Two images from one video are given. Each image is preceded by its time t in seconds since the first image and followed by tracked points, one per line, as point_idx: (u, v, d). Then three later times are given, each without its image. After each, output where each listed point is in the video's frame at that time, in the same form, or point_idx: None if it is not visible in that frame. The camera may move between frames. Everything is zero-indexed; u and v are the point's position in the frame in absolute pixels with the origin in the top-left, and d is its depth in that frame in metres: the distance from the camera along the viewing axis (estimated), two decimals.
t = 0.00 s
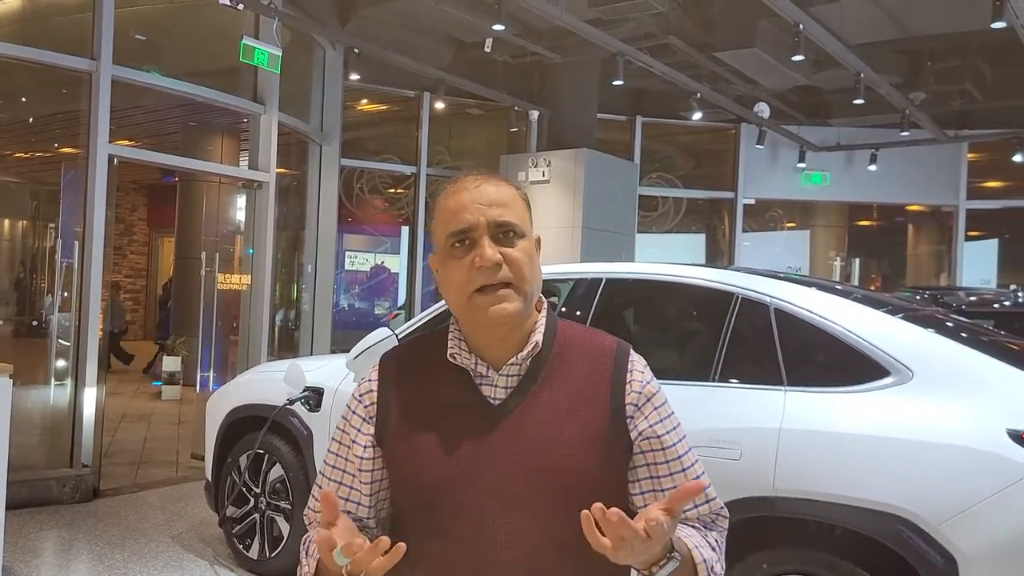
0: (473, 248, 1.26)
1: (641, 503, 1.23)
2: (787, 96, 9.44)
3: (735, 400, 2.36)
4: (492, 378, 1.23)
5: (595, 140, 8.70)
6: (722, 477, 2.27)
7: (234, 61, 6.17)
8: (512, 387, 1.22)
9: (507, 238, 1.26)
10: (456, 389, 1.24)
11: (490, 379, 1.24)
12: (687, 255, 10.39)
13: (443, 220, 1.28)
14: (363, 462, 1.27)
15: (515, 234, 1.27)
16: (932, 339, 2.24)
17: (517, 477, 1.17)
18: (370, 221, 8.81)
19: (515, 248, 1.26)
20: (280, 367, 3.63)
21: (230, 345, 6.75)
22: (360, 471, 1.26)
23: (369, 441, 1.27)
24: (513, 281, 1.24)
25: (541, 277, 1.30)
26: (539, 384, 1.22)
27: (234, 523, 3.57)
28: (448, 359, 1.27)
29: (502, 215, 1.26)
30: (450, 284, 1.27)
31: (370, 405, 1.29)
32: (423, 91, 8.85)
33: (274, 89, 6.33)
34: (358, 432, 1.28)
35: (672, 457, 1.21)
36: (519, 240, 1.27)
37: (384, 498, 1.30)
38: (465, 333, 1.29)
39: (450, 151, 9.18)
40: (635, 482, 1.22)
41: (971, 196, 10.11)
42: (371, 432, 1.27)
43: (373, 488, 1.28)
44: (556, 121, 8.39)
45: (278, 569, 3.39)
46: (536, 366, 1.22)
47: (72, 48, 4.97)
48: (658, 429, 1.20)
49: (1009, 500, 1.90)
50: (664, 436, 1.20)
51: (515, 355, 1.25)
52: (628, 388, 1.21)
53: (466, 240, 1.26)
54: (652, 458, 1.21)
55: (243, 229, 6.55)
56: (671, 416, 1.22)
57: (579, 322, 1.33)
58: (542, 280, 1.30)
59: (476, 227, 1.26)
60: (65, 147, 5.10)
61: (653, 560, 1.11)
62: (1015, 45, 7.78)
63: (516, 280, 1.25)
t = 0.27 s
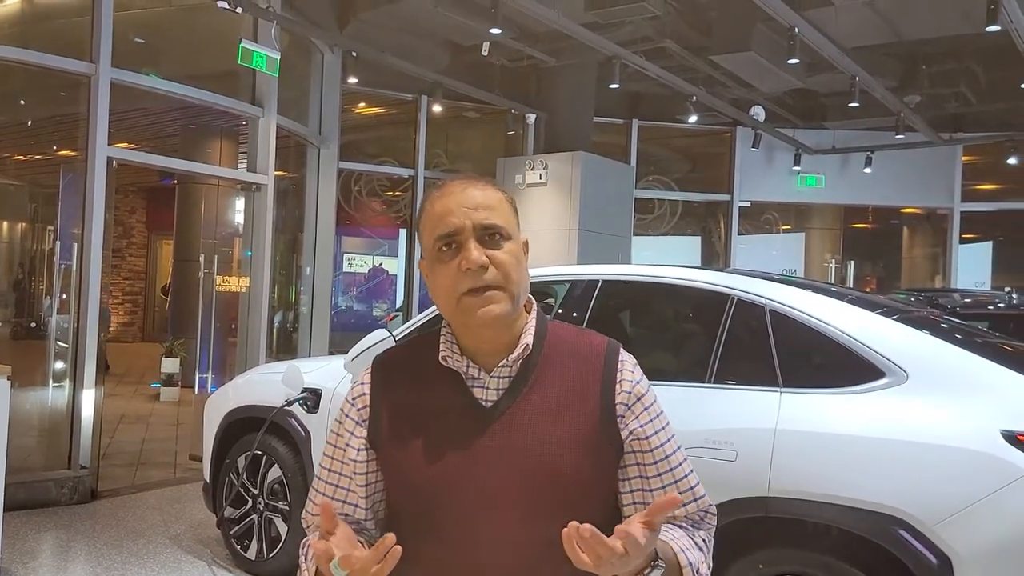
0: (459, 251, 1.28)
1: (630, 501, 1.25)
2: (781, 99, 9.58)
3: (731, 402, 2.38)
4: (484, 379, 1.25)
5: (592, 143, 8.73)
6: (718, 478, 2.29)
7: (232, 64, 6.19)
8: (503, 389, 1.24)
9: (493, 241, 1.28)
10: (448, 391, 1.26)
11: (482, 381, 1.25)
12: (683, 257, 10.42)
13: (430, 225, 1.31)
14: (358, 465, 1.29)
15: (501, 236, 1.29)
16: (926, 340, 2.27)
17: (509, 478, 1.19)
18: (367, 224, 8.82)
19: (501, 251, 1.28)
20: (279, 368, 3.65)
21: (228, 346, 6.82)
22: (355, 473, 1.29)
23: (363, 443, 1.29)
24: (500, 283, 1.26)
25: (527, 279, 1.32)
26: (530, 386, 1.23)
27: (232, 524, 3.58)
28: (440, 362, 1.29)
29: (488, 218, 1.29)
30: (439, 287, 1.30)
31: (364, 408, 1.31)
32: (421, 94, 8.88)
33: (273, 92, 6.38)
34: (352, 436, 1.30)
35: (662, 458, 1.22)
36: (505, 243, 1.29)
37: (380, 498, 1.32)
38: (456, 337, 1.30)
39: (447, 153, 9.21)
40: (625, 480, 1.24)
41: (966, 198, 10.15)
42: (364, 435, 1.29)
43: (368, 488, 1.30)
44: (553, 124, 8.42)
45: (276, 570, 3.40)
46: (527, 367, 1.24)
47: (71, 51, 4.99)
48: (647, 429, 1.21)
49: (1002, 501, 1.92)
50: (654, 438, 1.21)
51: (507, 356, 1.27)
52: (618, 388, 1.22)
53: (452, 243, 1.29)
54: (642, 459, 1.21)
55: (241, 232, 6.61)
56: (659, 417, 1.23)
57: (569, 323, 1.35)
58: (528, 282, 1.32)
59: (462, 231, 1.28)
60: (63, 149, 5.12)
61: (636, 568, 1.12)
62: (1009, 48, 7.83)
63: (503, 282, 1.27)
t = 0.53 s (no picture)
0: (448, 254, 1.28)
1: (626, 501, 1.24)
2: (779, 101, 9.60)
3: (728, 404, 2.39)
4: (482, 376, 1.25)
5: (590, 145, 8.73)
6: (715, 479, 2.29)
7: (229, 66, 6.19)
8: (501, 386, 1.24)
9: (480, 244, 1.28)
10: (447, 385, 1.26)
11: (480, 377, 1.25)
12: (681, 259, 10.43)
13: (423, 228, 1.32)
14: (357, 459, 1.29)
15: (488, 238, 1.28)
16: (922, 342, 2.27)
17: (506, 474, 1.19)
18: (365, 226, 8.81)
19: (490, 253, 1.28)
20: (276, 371, 3.65)
21: (225, 348, 6.81)
22: (352, 466, 1.29)
23: (361, 437, 1.30)
24: (488, 285, 1.26)
25: (522, 279, 1.32)
26: (529, 382, 1.23)
27: (229, 526, 3.58)
28: (439, 357, 1.30)
29: (475, 221, 1.28)
30: (432, 289, 1.30)
31: (363, 403, 1.31)
32: (418, 96, 8.89)
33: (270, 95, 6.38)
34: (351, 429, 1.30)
35: (657, 457, 1.22)
36: (493, 245, 1.28)
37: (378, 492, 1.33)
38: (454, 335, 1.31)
39: (445, 155, 9.21)
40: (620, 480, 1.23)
41: (962, 200, 10.17)
42: (363, 428, 1.30)
43: (365, 483, 1.30)
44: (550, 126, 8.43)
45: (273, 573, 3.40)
46: (525, 364, 1.24)
47: (68, 54, 4.99)
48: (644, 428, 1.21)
49: (999, 501, 1.92)
50: (651, 437, 1.21)
51: (502, 355, 1.27)
52: (616, 386, 1.22)
53: (442, 246, 1.29)
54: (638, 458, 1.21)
55: (238, 234, 6.59)
56: (658, 415, 1.24)
57: (569, 321, 1.35)
58: (523, 282, 1.31)
59: (450, 235, 1.28)
60: (61, 152, 5.12)
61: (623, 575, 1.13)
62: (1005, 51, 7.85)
63: (492, 284, 1.27)
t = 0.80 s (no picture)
0: (470, 244, 1.27)
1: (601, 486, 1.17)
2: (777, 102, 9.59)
3: (726, 405, 2.38)
4: (484, 373, 1.26)
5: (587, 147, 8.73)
6: (713, 480, 2.28)
7: (227, 69, 6.19)
8: (501, 382, 1.25)
9: (504, 239, 1.27)
10: (446, 380, 1.26)
11: (481, 375, 1.26)
12: (679, 261, 10.42)
13: (446, 216, 1.30)
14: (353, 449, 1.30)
15: (512, 235, 1.27)
16: (920, 343, 2.26)
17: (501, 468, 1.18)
18: (362, 228, 8.80)
19: (512, 249, 1.26)
20: (273, 374, 3.64)
21: (223, 351, 6.81)
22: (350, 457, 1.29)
23: (361, 430, 1.30)
24: (505, 281, 1.25)
25: (535, 280, 1.31)
26: (528, 375, 1.23)
27: (226, 530, 3.56)
28: (442, 353, 1.30)
29: (500, 217, 1.27)
30: (445, 281, 1.29)
31: (367, 394, 1.32)
32: (416, 98, 8.88)
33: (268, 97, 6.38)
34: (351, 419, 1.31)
35: (632, 419, 1.16)
36: (515, 241, 1.27)
37: (370, 487, 1.32)
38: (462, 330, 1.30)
39: (443, 157, 9.20)
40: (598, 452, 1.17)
41: (960, 201, 10.17)
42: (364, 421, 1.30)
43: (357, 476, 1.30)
44: (548, 128, 8.42)
45: None
46: (525, 361, 1.24)
47: (65, 56, 4.98)
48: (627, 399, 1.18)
49: (997, 502, 1.92)
50: (631, 403, 1.17)
51: (507, 354, 1.27)
52: (606, 375, 1.21)
53: (464, 236, 1.28)
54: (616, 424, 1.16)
55: (237, 237, 6.59)
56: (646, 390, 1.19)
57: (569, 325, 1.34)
58: (536, 285, 1.31)
59: (474, 226, 1.27)
60: (58, 154, 5.10)
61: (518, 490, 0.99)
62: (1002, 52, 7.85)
63: (508, 281, 1.25)
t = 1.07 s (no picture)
0: (475, 240, 1.26)
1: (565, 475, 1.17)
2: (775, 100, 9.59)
3: (726, 404, 2.38)
4: (472, 370, 1.26)
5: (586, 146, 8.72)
6: (712, 478, 2.28)
7: (225, 70, 6.19)
8: (488, 378, 1.24)
9: (510, 240, 1.26)
10: (436, 375, 1.28)
11: (469, 371, 1.26)
12: (678, 260, 10.43)
13: (455, 208, 1.29)
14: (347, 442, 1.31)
15: (518, 237, 1.27)
16: (920, 341, 2.26)
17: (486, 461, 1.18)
18: (362, 228, 8.81)
19: (516, 251, 1.26)
20: (272, 374, 3.64)
21: (222, 352, 6.81)
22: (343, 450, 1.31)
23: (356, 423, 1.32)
24: (506, 281, 1.24)
25: (532, 282, 1.30)
26: (513, 370, 1.23)
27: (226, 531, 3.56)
28: (433, 349, 1.31)
29: (509, 216, 1.26)
30: (446, 273, 1.28)
31: (360, 389, 1.36)
32: (415, 98, 8.89)
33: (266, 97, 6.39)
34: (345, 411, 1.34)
35: (594, 410, 1.16)
36: (521, 243, 1.27)
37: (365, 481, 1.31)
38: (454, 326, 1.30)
39: (442, 157, 9.20)
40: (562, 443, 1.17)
41: (959, 199, 10.17)
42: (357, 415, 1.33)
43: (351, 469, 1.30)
44: (547, 127, 8.42)
45: None
46: (512, 358, 1.24)
47: (63, 57, 4.98)
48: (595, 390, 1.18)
49: (995, 498, 1.91)
50: (595, 396, 1.17)
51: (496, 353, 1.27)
52: (584, 369, 1.21)
53: (470, 231, 1.26)
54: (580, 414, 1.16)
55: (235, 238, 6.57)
56: (614, 382, 1.19)
57: (564, 322, 1.34)
58: (533, 287, 1.31)
59: (482, 222, 1.25)
60: (55, 156, 5.09)
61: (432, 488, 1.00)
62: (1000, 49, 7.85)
63: (508, 281, 1.25)
